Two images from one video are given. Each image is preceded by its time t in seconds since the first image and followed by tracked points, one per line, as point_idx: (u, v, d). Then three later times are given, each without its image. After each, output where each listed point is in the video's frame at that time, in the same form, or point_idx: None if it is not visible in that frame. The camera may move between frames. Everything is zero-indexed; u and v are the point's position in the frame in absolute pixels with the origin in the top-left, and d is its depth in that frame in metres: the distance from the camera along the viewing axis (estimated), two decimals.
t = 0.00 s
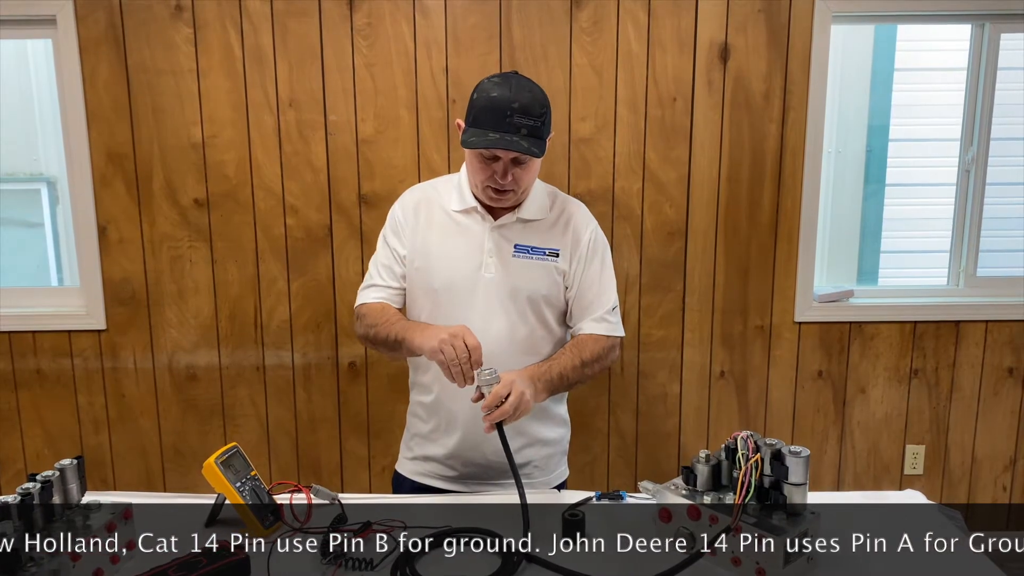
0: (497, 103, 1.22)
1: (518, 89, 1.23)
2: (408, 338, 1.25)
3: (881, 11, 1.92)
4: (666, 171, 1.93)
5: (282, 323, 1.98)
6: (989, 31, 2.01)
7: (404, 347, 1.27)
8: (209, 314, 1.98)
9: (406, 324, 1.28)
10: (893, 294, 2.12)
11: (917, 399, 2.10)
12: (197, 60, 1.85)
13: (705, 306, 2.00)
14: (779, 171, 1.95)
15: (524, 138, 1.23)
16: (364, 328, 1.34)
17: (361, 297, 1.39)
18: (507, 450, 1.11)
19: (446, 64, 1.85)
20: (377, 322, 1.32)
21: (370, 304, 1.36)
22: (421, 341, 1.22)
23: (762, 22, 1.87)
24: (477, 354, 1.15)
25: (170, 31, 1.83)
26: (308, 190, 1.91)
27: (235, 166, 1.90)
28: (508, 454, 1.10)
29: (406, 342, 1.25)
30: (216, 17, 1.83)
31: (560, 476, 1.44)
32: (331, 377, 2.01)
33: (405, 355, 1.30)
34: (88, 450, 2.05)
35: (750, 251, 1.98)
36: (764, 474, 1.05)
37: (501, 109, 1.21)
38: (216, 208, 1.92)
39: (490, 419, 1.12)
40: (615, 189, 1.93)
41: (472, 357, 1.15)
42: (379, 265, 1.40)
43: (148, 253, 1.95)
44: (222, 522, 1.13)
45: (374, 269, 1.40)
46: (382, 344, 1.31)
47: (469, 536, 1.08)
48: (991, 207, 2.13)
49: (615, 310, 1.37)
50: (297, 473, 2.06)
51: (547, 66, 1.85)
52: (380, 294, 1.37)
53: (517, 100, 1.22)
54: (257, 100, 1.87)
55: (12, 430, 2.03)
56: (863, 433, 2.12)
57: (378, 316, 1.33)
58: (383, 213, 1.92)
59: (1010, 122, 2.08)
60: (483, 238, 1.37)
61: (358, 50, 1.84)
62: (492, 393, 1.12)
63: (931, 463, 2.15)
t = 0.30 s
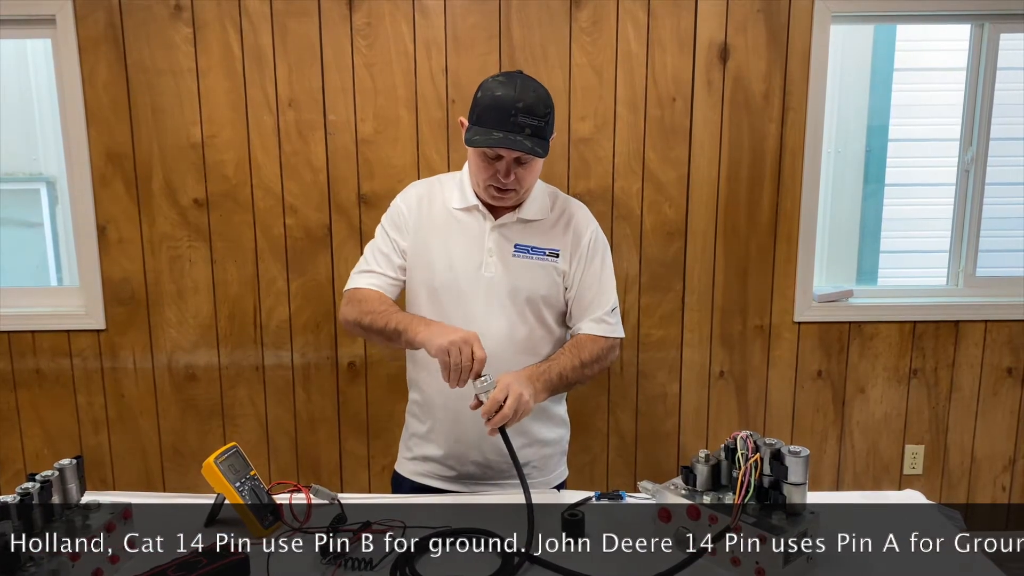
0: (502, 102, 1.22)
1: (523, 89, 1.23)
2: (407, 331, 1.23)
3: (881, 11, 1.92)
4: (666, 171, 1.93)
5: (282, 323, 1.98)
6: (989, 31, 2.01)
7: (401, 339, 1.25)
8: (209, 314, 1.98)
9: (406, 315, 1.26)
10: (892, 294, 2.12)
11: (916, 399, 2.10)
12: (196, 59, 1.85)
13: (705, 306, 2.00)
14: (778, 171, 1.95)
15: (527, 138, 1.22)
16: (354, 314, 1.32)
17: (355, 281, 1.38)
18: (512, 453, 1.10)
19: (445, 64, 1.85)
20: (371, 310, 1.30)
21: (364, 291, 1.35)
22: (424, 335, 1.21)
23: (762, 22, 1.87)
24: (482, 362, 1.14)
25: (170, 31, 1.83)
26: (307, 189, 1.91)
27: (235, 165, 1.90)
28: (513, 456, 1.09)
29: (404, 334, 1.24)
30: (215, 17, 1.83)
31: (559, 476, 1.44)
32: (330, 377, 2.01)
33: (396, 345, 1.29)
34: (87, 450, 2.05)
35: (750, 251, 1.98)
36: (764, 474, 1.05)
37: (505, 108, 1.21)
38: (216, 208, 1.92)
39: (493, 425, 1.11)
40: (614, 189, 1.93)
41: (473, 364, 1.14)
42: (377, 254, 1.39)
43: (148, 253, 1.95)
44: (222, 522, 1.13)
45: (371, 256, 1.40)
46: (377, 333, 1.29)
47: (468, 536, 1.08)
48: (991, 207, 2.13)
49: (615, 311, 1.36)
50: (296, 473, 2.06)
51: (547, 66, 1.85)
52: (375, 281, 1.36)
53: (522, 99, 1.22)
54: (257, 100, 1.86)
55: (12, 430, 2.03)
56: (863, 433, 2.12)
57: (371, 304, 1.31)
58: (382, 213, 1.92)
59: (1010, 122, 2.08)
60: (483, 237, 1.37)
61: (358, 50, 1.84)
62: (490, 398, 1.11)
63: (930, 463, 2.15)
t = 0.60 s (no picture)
0: (504, 99, 1.22)
1: (525, 86, 1.23)
2: (399, 343, 1.24)
3: (880, 11, 1.92)
4: (665, 171, 1.93)
5: (281, 323, 1.98)
6: (988, 31, 2.02)
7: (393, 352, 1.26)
8: (208, 314, 1.98)
9: (395, 326, 1.26)
10: (892, 294, 2.12)
11: (916, 399, 2.11)
12: (195, 59, 1.85)
13: (704, 306, 2.00)
14: (778, 170, 1.95)
15: (530, 135, 1.22)
16: (353, 319, 1.33)
17: (353, 284, 1.38)
18: (509, 460, 1.11)
19: (445, 64, 1.85)
20: (369, 318, 1.30)
21: (362, 295, 1.35)
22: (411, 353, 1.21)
23: (761, 22, 1.87)
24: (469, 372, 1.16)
25: (170, 31, 1.83)
26: (306, 189, 1.91)
27: (234, 165, 1.90)
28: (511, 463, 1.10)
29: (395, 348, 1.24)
30: (215, 16, 1.83)
31: (558, 476, 1.44)
32: (330, 377, 2.01)
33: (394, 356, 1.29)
34: (87, 450, 2.05)
35: (749, 251, 1.98)
36: (764, 474, 1.05)
37: (508, 104, 1.21)
38: (215, 208, 1.92)
39: (491, 432, 1.12)
40: (614, 189, 1.93)
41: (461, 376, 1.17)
42: (375, 256, 1.39)
43: (148, 253, 1.95)
44: (221, 522, 1.13)
45: (369, 258, 1.40)
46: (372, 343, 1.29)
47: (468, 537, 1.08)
48: (990, 207, 2.13)
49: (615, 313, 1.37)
50: (296, 473, 2.06)
51: (546, 66, 1.85)
52: (372, 284, 1.36)
53: (525, 96, 1.22)
54: (256, 99, 1.86)
55: (12, 430, 2.03)
56: (862, 432, 2.12)
57: (368, 311, 1.32)
58: (381, 213, 1.92)
59: (1009, 121, 2.08)
60: (485, 236, 1.37)
61: (357, 50, 1.84)
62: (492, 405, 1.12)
63: (930, 462, 2.15)
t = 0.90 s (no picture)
0: (501, 95, 1.21)
1: (520, 81, 1.23)
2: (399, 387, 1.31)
3: (880, 11, 1.92)
4: (665, 170, 1.93)
5: (281, 323, 1.98)
6: (988, 31, 2.01)
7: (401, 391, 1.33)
8: (208, 313, 1.98)
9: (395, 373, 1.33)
10: (892, 294, 2.12)
11: (916, 399, 2.11)
12: (195, 59, 1.85)
13: (704, 306, 2.00)
14: (778, 170, 1.95)
15: (529, 129, 1.22)
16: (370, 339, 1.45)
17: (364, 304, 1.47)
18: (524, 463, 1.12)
19: (445, 63, 1.85)
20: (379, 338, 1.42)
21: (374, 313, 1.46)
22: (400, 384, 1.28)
23: (761, 22, 1.87)
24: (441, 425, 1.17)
25: (169, 31, 1.83)
26: (306, 189, 1.91)
27: (234, 165, 1.90)
28: (524, 461, 1.11)
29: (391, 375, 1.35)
30: (214, 16, 1.82)
31: (559, 478, 1.44)
32: (329, 377, 2.01)
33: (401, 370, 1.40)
34: (86, 449, 2.05)
35: (749, 251, 1.98)
36: (764, 474, 1.05)
37: (506, 99, 1.21)
38: (215, 207, 1.92)
39: (512, 430, 1.11)
40: (613, 188, 1.93)
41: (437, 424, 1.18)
42: (376, 272, 1.44)
43: (147, 253, 1.95)
44: (222, 521, 1.13)
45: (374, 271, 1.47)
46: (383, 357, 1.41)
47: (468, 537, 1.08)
48: (990, 206, 2.13)
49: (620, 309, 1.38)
50: (296, 473, 2.06)
51: (546, 65, 1.85)
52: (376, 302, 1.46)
53: (521, 91, 1.22)
54: (256, 99, 1.86)
55: (11, 430, 2.03)
56: (862, 432, 2.12)
57: (378, 331, 1.43)
58: (381, 212, 1.92)
59: (1009, 121, 2.09)
60: (481, 238, 1.37)
61: (357, 49, 1.84)
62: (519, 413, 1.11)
63: (930, 462, 2.15)
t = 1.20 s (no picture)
0: (477, 94, 1.22)
1: (497, 80, 1.23)
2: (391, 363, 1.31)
3: (880, 11, 1.92)
4: (665, 170, 1.93)
5: (281, 322, 1.98)
6: (988, 30, 2.01)
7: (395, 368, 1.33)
8: (207, 313, 1.98)
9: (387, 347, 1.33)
10: (892, 293, 2.12)
11: (916, 398, 2.11)
12: (195, 59, 1.85)
13: (704, 306, 2.00)
14: (777, 170, 1.95)
15: (507, 126, 1.22)
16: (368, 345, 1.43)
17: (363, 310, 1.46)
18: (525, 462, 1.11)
19: (445, 63, 1.85)
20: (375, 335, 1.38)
21: (370, 317, 1.43)
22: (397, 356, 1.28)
23: (761, 21, 1.87)
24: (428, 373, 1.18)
25: (169, 30, 1.83)
26: (306, 188, 1.91)
27: (234, 165, 1.90)
28: (524, 459, 1.10)
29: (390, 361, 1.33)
30: (214, 16, 1.82)
31: (557, 479, 1.45)
32: (329, 376, 2.01)
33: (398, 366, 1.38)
34: (86, 449, 2.05)
35: (749, 250, 1.98)
36: (764, 473, 1.05)
37: (482, 98, 1.21)
38: (215, 207, 1.92)
39: (509, 427, 1.11)
40: (613, 188, 1.93)
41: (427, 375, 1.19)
42: (374, 275, 1.45)
43: (147, 252, 1.95)
44: (221, 521, 1.13)
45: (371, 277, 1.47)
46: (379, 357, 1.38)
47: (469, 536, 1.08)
48: (990, 206, 2.13)
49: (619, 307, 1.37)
50: (296, 473, 2.06)
51: (546, 65, 1.85)
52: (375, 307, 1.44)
53: (498, 89, 1.22)
54: (255, 99, 1.86)
55: (11, 429, 2.03)
56: (862, 432, 2.12)
57: (374, 329, 1.40)
58: (381, 212, 1.91)
59: (1009, 121, 2.09)
60: (472, 238, 1.37)
61: (357, 49, 1.84)
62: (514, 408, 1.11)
63: (930, 461, 2.16)
